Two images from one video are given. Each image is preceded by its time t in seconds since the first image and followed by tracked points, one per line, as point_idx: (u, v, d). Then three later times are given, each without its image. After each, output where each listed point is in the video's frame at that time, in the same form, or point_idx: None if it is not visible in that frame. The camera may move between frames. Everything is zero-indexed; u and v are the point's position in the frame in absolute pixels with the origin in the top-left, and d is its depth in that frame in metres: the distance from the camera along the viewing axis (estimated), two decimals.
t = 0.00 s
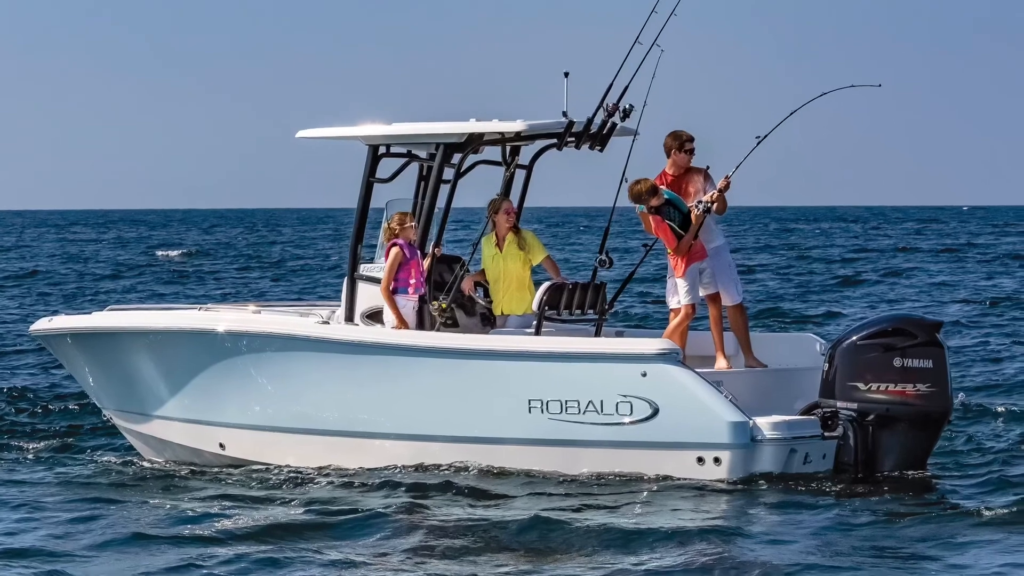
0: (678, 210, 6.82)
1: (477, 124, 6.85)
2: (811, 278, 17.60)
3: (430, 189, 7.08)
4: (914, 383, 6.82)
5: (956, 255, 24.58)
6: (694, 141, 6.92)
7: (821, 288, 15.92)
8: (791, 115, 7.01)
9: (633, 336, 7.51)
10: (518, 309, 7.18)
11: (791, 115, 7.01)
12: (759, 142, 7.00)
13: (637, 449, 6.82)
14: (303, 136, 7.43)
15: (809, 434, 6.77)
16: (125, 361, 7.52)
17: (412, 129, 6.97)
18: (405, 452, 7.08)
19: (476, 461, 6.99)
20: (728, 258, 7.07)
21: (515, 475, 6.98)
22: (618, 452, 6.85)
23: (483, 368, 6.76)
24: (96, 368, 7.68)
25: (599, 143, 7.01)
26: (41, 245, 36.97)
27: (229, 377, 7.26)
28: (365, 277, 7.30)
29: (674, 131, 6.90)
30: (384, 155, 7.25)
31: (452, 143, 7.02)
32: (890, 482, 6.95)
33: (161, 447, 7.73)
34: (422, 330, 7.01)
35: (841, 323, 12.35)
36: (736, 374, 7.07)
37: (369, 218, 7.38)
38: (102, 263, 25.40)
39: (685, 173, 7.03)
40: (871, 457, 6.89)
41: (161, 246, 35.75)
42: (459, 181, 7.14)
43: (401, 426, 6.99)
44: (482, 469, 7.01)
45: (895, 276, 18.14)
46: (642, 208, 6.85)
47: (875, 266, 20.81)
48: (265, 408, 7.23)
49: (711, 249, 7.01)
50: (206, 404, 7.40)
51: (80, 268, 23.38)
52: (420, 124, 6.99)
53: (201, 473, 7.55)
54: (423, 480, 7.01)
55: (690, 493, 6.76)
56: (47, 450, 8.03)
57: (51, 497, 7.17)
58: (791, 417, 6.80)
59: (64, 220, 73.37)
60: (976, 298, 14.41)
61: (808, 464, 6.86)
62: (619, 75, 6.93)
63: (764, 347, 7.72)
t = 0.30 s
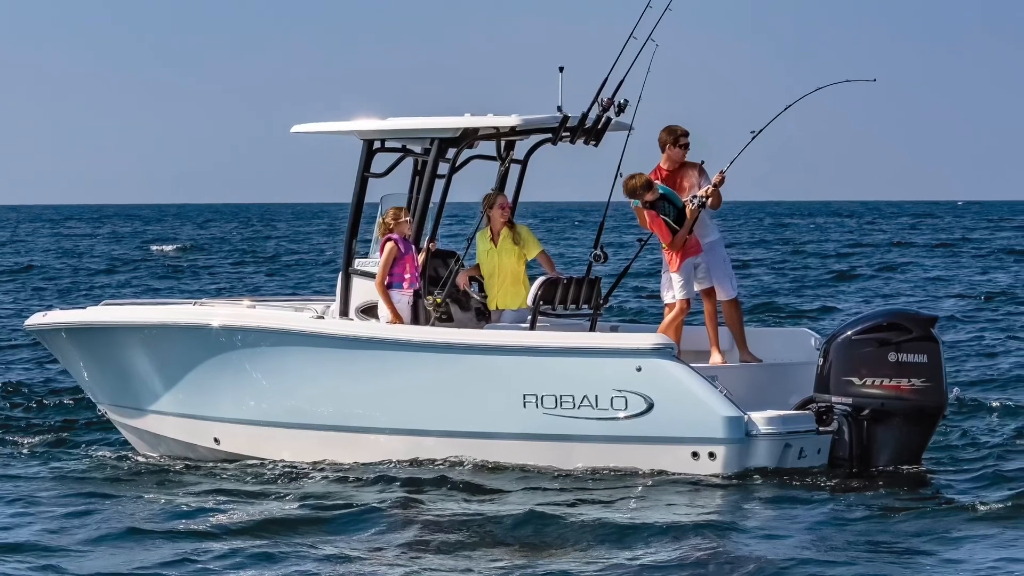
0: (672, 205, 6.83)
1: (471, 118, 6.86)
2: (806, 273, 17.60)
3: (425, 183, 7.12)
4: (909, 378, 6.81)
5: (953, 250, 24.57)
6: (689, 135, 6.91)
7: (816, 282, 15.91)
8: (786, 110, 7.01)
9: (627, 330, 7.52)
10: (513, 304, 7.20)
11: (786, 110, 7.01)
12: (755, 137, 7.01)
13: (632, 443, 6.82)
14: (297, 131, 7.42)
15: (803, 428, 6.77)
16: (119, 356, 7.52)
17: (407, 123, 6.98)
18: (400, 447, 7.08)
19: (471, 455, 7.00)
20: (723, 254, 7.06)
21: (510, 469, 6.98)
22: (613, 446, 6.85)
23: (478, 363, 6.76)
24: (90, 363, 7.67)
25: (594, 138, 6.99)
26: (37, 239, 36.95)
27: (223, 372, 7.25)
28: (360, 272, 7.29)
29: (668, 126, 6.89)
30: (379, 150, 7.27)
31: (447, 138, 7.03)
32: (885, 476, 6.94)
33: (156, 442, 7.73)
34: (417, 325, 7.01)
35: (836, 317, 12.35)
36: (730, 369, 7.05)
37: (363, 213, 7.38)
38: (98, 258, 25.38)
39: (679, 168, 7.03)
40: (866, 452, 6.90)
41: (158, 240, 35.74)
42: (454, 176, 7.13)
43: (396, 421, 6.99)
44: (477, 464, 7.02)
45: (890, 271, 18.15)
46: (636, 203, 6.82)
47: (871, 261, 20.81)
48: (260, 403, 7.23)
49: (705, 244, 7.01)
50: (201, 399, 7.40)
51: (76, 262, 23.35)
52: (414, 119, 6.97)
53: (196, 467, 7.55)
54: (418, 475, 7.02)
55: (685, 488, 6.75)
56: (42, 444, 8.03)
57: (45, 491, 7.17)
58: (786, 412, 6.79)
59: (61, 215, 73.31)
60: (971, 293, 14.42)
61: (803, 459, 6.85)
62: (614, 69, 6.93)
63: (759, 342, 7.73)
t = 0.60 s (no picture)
0: (667, 200, 6.82)
1: (466, 113, 6.85)
2: (801, 268, 17.60)
3: (420, 178, 7.09)
4: (904, 372, 6.81)
5: (947, 244, 24.57)
6: (684, 130, 6.91)
7: (812, 277, 15.91)
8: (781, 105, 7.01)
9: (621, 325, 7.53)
10: (508, 299, 7.20)
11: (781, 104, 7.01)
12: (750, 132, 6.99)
13: (627, 438, 6.82)
14: (293, 125, 7.42)
15: (799, 424, 6.77)
16: (114, 351, 7.52)
17: (402, 118, 6.96)
18: (395, 441, 7.07)
19: (466, 450, 6.99)
20: (718, 248, 7.05)
21: (505, 464, 6.98)
22: (607, 441, 6.85)
23: (472, 358, 6.76)
24: (85, 357, 7.67)
25: (589, 133, 6.99)
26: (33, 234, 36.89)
27: (218, 366, 7.25)
28: (355, 267, 7.29)
29: (663, 121, 6.89)
30: (373, 145, 7.24)
31: (442, 133, 7.02)
32: (880, 471, 6.93)
33: (150, 436, 7.73)
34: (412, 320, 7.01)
35: (831, 312, 12.35)
36: (724, 364, 7.05)
37: (358, 207, 7.39)
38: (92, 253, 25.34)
39: (674, 163, 7.02)
40: (860, 446, 6.90)
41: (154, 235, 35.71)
42: (449, 171, 7.13)
43: (391, 416, 6.99)
44: (472, 459, 7.01)
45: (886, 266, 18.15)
46: (631, 198, 6.82)
47: (865, 255, 20.83)
48: (255, 398, 7.23)
49: (700, 239, 7.00)
50: (196, 394, 7.40)
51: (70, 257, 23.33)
52: (410, 114, 6.96)
53: (191, 462, 7.55)
54: (413, 470, 7.01)
55: (680, 483, 6.76)
56: (37, 439, 8.03)
57: (40, 486, 7.17)
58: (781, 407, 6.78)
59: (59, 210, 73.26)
60: (965, 288, 14.43)
61: (798, 454, 6.85)
62: (609, 64, 6.93)
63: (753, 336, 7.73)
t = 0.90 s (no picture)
0: (662, 194, 6.82)
1: (460, 108, 6.83)
2: (797, 263, 17.59)
3: (415, 172, 7.12)
4: (899, 367, 6.81)
5: (944, 239, 24.56)
6: (679, 125, 6.91)
7: (806, 272, 15.91)
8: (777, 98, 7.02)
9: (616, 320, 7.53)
10: (502, 293, 7.19)
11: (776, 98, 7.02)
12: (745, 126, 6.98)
13: (622, 433, 6.82)
14: (287, 120, 7.41)
15: (793, 418, 6.77)
16: (109, 346, 7.52)
17: (397, 114, 6.97)
18: (389, 436, 7.08)
19: (461, 445, 7.00)
20: (712, 243, 7.06)
21: (500, 459, 6.98)
22: (602, 436, 6.85)
23: (467, 353, 6.76)
24: (80, 353, 7.67)
25: (583, 127, 6.98)
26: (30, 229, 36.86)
27: (213, 361, 7.25)
28: (350, 262, 7.29)
29: (658, 115, 6.89)
30: (369, 139, 7.27)
31: (436, 128, 7.01)
32: (874, 466, 6.95)
33: (145, 431, 7.73)
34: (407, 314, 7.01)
35: (826, 307, 12.35)
36: (719, 358, 7.06)
37: (353, 202, 7.38)
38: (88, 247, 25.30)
39: (669, 158, 7.02)
40: (855, 441, 6.91)
41: (150, 230, 35.69)
42: (443, 166, 7.13)
43: (385, 411, 7.00)
44: (466, 454, 7.01)
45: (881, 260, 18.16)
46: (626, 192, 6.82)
47: (860, 250, 20.84)
48: (250, 393, 7.23)
49: (695, 233, 7.00)
50: (191, 389, 7.40)
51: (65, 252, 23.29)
52: (404, 109, 6.96)
53: (185, 457, 7.55)
54: (408, 465, 7.01)
55: (674, 478, 6.76)
56: (31, 434, 8.03)
57: (35, 481, 7.17)
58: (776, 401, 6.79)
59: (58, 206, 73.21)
60: (961, 282, 14.44)
61: (793, 449, 6.86)
62: (603, 58, 6.92)
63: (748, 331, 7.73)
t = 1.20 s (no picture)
0: (657, 189, 6.81)
1: (455, 103, 6.84)
2: (792, 257, 17.59)
3: (409, 167, 7.08)
4: (894, 362, 6.81)
5: (939, 234, 24.57)
6: (674, 120, 6.90)
7: (801, 267, 15.92)
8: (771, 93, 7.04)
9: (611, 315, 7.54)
10: (497, 288, 7.21)
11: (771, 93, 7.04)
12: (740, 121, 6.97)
13: (616, 428, 6.82)
14: (282, 115, 7.41)
15: (788, 413, 6.76)
16: (103, 340, 7.51)
17: (391, 108, 6.95)
18: (384, 432, 7.07)
19: (456, 440, 6.99)
20: (707, 238, 7.05)
21: (495, 454, 6.98)
22: (597, 431, 6.85)
23: (462, 348, 6.76)
24: (74, 347, 7.67)
25: (578, 122, 6.99)
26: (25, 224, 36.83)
27: (208, 356, 7.25)
28: (344, 257, 7.28)
29: (653, 110, 6.88)
30: (363, 134, 7.25)
31: (431, 122, 7.02)
32: (869, 461, 6.93)
33: (140, 426, 7.73)
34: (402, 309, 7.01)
35: (821, 302, 12.35)
36: (714, 353, 7.05)
37: (348, 197, 7.38)
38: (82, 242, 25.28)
39: (664, 152, 7.02)
40: (850, 436, 6.90)
41: (146, 225, 35.67)
42: (438, 160, 7.13)
43: (381, 406, 6.99)
44: (461, 449, 7.02)
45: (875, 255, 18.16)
46: (621, 187, 6.80)
47: (855, 245, 20.85)
48: (245, 388, 7.23)
49: (690, 228, 6.99)
50: (186, 384, 7.39)
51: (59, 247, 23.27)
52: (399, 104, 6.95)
53: (180, 451, 7.55)
54: (403, 460, 7.01)
55: (669, 473, 6.76)
56: (26, 429, 8.02)
57: (30, 475, 7.16)
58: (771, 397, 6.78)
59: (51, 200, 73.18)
60: (956, 277, 14.45)
61: (788, 443, 6.85)
62: (598, 53, 6.93)
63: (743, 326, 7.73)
